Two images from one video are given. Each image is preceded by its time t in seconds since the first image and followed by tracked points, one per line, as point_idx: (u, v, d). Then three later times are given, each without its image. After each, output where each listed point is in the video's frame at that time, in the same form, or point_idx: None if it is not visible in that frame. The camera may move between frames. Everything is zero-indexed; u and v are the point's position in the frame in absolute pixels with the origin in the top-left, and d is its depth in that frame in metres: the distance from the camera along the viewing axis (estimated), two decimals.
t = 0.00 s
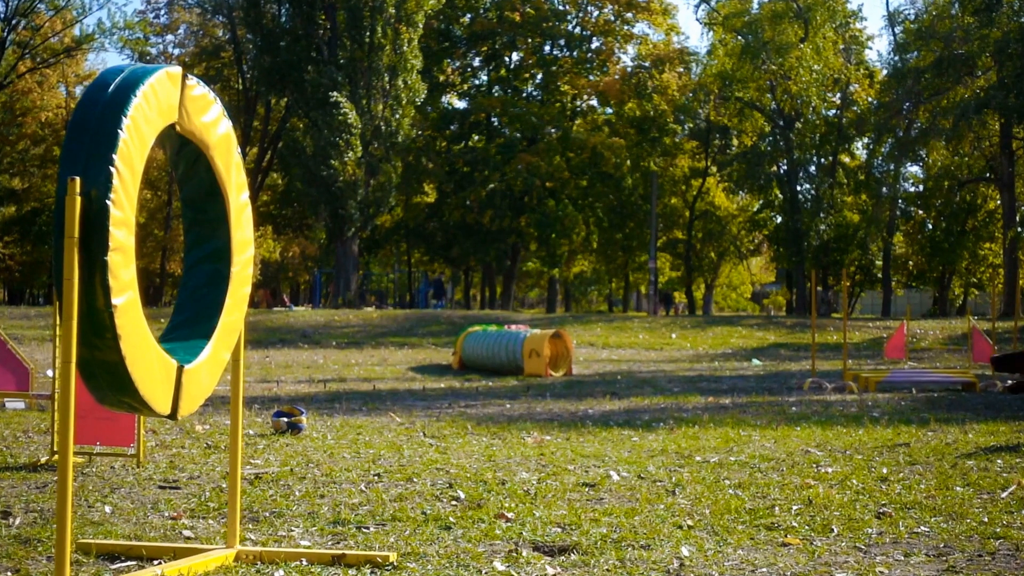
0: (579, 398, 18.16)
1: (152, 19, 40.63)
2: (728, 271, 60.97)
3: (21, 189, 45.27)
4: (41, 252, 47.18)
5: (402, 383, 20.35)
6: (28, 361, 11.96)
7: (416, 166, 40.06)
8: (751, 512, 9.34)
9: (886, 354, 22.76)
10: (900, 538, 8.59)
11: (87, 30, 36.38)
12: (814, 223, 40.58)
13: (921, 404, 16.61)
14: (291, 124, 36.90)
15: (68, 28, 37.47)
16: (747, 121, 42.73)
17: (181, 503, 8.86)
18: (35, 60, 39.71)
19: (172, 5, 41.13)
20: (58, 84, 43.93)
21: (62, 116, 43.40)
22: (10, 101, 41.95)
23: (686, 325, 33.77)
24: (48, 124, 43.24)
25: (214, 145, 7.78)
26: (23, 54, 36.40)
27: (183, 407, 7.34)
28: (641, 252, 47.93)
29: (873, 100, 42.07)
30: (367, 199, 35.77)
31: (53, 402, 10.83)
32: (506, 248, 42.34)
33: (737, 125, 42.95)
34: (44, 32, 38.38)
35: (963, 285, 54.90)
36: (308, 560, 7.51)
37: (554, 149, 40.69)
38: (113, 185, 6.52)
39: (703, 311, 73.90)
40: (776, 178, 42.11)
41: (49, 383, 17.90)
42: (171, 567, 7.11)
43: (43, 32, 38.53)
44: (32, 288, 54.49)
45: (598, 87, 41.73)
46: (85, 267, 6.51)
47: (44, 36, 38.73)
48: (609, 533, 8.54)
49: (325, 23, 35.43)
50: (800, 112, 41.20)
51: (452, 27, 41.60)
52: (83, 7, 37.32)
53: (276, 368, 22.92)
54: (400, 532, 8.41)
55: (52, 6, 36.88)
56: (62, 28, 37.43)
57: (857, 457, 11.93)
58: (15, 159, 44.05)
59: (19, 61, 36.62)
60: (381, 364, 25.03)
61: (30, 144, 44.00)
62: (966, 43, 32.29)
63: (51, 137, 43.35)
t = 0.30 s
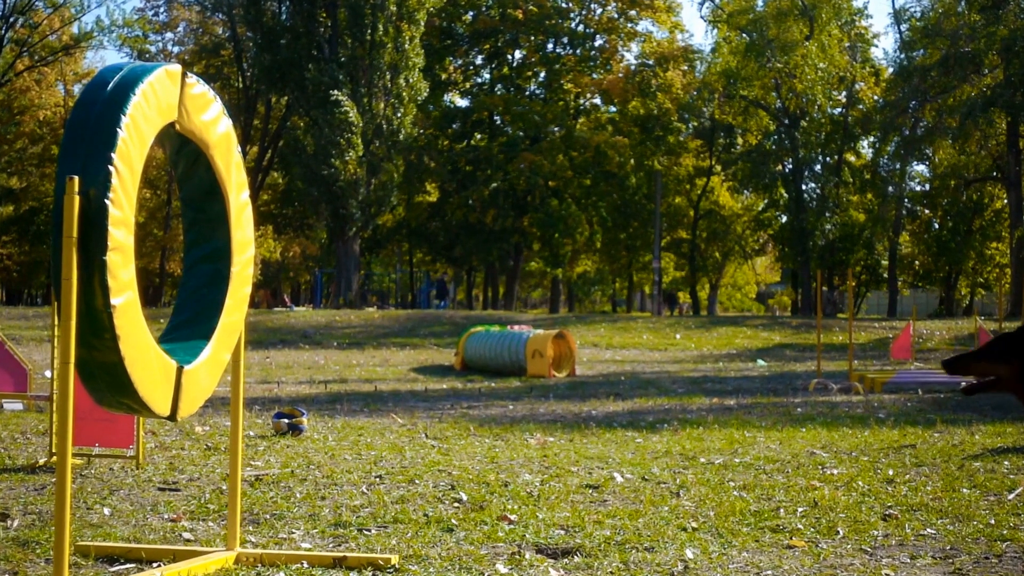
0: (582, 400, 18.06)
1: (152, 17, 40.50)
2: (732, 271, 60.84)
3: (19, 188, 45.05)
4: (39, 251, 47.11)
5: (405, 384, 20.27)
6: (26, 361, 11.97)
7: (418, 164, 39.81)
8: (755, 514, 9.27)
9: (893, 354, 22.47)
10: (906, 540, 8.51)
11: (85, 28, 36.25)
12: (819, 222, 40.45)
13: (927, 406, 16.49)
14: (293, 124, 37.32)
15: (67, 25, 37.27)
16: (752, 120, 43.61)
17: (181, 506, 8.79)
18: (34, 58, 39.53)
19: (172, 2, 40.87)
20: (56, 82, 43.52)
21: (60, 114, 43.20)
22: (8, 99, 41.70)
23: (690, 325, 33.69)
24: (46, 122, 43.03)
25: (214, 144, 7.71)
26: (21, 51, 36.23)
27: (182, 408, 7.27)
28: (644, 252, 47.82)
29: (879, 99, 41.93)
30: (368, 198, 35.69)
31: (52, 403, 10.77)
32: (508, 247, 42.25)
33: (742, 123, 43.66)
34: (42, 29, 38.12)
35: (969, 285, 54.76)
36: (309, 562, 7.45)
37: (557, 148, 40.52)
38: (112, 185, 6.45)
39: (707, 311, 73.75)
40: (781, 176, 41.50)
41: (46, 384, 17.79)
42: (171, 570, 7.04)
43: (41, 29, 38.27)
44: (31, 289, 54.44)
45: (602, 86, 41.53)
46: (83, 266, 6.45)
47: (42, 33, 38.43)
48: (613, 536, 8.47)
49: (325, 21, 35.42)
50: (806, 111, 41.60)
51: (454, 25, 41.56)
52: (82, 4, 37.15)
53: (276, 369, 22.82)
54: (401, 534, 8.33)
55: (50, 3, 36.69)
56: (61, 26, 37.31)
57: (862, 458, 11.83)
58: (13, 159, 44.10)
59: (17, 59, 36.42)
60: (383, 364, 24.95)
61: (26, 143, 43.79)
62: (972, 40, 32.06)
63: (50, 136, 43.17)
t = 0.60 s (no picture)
0: (588, 401, 17.97)
1: (153, 15, 40.45)
2: (738, 271, 60.73)
3: (21, 188, 45.09)
4: (39, 251, 47.04)
5: (408, 385, 20.18)
6: (28, 363, 11.92)
7: (422, 163, 40.12)
8: (762, 516, 9.18)
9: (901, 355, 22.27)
10: (914, 542, 8.42)
11: (86, 26, 36.17)
12: (826, 222, 40.36)
13: (935, 407, 16.37)
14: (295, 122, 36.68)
15: (67, 23, 37.17)
16: (758, 119, 42.98)
17: (183, 507, 8.73)
18: (34, 57, 39.48)
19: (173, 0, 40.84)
20: (58, 81, 43.53)
21: (61, 114, 43.11)
22: (7, 98, 41.52)
23: (696, 326, 33.62)
24: (47, 121, 42.96)
25: (216, 143, 7.64)
26: (21, 50, 36.14)
27: (184, 409, 7.19)
28: (649, 252, 47.70)
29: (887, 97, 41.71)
30: (371, 197, 35.65)
31: (53, 405, 10.71)
32: (513, 248, 42.18)
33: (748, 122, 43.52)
34: (42, 27, 38.02)
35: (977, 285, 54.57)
36: (312, 565, 7.38)
37: (561, 147, 40.33)
38: (113, 183, 6.38)
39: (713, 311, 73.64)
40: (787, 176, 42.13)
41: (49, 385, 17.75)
42: (172, 572, 6.97)
43: (42, 28, 38.16)
44: (31, 289, 54.44)
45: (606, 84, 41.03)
46: (84, 266, 6.38)
47: (42, 32, 38.34)
48: (619, 538, 8.39)
49: (328, 19, 35.29)
50: (812, 109, 41.20)
51: (458, 23, 41.37)
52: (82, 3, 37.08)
53: (279, 370, 22.74)
54: (405, 536, 8.26)
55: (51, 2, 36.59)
56: (61, 24, 37.21)
57: (870, 460, 11.74)
58: (14, 157, 44.09)
59: (17, 57, 36.28)
60: (386, 365, 24.85)
61: (27, 142, 44.07)
62: (980, 38, 31.84)
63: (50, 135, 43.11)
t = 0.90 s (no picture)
0: (599, 402, 17.86)
1: (159, 13, 40.44)
2: (750, 271, 60.53)
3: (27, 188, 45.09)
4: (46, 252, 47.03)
5: (416, 387, 20.09)
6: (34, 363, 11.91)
7: (430, 162, 40.11)
8: (774, 519, 9.09)
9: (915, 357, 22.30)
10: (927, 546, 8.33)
11: (92, 25, 36.13)
12: (839, 221, 40.18)
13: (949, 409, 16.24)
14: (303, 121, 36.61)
15: (73, 21, 37.14)
16: (770, 118, 42.69)
17: (189, 510, 8.67)
18: (40, 56, 39.49)
19: None
20: (64, 80, 43.51)
21: (67, 113, 42.97)
22: (14, 97, 41.70)
23: (707, 327, 33.48)
24: (52, 121, 42.87)
25: (223, 143, 7.57)
26: (27, 48, 36.15)
27: (191, 411, 7.13)
28: (660, 252, 47.57)
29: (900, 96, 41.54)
30: (380, 197, 35.60)
31: (59, 407, 10.67)
32: (522, 248, 42.10)
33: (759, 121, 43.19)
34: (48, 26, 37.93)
35: (991, 286, 54.29)
36: (319, 568, 7.30)
37: (571, 146, 40.23)
38: (119, 184, 6.32)
39: (724, 312, 73.45)
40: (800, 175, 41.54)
41: (55, 386, 17.74)
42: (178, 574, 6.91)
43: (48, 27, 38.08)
44: (37, 289, 54.46)
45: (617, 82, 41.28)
46: (90, 266, 6.32)
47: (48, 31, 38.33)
48: (629, 541, 8.31)
49: (336, 17, 34.93)
50: (824, 109, 41.03)
51: (467, 22, 41.29)
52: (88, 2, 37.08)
53: (287, 371, 22.71)
54: (414, 539, 8.19)
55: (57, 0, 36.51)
56: (67, 23, 37.13)
57: (883, 462, 11.63)
58: (19, 156, 43.64)
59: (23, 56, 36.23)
60: (395, 367, 24.76)
61: (34, 142, 43.68)
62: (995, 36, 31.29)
63: (56, 135, 43.13)
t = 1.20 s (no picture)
0: (609, 404, 17.77)
1: (166, 12, 40.45)
2: (762, 272, 60.32)
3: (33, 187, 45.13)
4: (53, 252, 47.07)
5: (425, 388, 20.01)
6: (39, 365, 11.92)
7: (439, 162, 40.05)
8: (786, 521, 9.00)
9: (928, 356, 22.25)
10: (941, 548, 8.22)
11: (99, 23, 36.11)
12: (852, 221, 40.00)
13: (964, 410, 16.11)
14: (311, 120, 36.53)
15: (79, 20, 37.11)
16: (782, 116, 42.21)
17: (196, 512, 8.61)
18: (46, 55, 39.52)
19: None
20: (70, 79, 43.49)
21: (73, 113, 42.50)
22: (19, 96, 41.59)
23: (719, 328, 33.34)
24: (59, 121, 42.86)
25: (230, 142, 7.52)
26: (32, 47, 36.14)
27: (198, 412, 7.07)
28: (671, 252, 47.40)
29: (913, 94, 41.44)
30: (388, 196, 35.51)
31: (66, 408, 10.63)
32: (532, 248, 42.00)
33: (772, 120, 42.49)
34: (55, 24, 37.90)
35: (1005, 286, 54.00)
36: (328, 570, 7.23)
37: (581, 145, 40.15)
38: (126, 183, 6.26)
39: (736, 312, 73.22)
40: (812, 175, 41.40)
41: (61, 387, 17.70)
42: None
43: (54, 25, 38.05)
44: (43, 289, 54.51)
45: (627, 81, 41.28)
46: (97, 266, 6.27)
47: (54, 29, 38.33)
48: (640, 543, 8.23)
49: (344, 15, 34.90)
50: (837, 107, 40.92)
51: (476, 20, 41.30)
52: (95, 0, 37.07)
53: (296, 372, 22.64)
54: (423, 541, 8.12)
55: None
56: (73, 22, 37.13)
57: (897, 464, 11.53)
58: (25, 156, 43.66)
59: (29, 55, 36.22)
60: (404, 368, 24.69)
61: (40, 141, 43.42)
62: (1008, 34, 31.03)
63: (63, 134, 43.16)
